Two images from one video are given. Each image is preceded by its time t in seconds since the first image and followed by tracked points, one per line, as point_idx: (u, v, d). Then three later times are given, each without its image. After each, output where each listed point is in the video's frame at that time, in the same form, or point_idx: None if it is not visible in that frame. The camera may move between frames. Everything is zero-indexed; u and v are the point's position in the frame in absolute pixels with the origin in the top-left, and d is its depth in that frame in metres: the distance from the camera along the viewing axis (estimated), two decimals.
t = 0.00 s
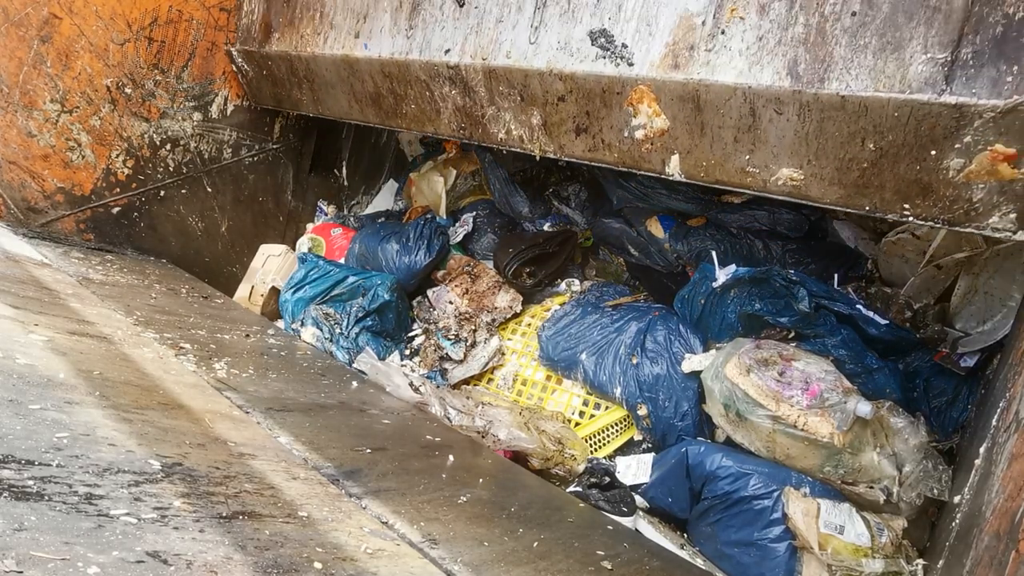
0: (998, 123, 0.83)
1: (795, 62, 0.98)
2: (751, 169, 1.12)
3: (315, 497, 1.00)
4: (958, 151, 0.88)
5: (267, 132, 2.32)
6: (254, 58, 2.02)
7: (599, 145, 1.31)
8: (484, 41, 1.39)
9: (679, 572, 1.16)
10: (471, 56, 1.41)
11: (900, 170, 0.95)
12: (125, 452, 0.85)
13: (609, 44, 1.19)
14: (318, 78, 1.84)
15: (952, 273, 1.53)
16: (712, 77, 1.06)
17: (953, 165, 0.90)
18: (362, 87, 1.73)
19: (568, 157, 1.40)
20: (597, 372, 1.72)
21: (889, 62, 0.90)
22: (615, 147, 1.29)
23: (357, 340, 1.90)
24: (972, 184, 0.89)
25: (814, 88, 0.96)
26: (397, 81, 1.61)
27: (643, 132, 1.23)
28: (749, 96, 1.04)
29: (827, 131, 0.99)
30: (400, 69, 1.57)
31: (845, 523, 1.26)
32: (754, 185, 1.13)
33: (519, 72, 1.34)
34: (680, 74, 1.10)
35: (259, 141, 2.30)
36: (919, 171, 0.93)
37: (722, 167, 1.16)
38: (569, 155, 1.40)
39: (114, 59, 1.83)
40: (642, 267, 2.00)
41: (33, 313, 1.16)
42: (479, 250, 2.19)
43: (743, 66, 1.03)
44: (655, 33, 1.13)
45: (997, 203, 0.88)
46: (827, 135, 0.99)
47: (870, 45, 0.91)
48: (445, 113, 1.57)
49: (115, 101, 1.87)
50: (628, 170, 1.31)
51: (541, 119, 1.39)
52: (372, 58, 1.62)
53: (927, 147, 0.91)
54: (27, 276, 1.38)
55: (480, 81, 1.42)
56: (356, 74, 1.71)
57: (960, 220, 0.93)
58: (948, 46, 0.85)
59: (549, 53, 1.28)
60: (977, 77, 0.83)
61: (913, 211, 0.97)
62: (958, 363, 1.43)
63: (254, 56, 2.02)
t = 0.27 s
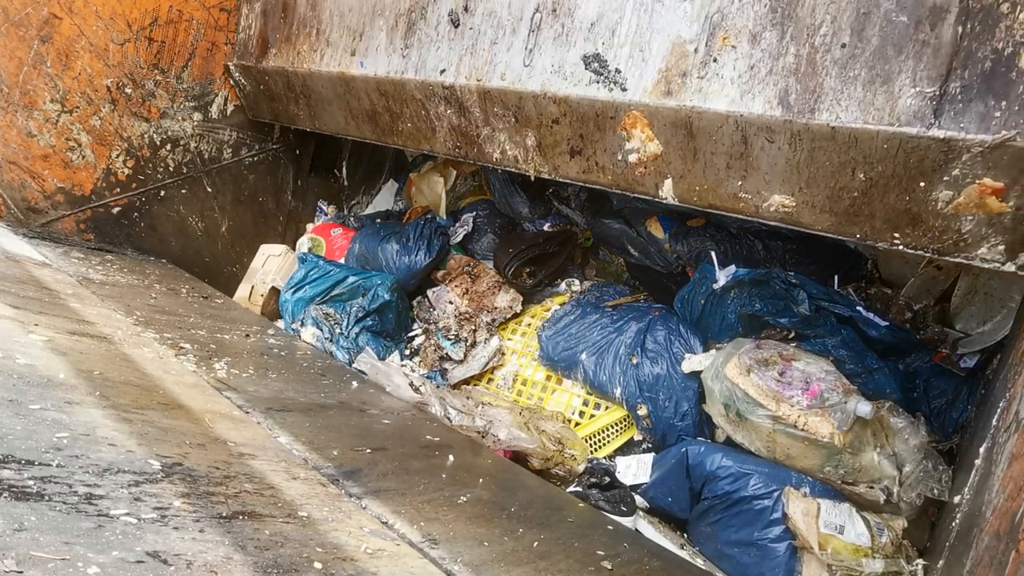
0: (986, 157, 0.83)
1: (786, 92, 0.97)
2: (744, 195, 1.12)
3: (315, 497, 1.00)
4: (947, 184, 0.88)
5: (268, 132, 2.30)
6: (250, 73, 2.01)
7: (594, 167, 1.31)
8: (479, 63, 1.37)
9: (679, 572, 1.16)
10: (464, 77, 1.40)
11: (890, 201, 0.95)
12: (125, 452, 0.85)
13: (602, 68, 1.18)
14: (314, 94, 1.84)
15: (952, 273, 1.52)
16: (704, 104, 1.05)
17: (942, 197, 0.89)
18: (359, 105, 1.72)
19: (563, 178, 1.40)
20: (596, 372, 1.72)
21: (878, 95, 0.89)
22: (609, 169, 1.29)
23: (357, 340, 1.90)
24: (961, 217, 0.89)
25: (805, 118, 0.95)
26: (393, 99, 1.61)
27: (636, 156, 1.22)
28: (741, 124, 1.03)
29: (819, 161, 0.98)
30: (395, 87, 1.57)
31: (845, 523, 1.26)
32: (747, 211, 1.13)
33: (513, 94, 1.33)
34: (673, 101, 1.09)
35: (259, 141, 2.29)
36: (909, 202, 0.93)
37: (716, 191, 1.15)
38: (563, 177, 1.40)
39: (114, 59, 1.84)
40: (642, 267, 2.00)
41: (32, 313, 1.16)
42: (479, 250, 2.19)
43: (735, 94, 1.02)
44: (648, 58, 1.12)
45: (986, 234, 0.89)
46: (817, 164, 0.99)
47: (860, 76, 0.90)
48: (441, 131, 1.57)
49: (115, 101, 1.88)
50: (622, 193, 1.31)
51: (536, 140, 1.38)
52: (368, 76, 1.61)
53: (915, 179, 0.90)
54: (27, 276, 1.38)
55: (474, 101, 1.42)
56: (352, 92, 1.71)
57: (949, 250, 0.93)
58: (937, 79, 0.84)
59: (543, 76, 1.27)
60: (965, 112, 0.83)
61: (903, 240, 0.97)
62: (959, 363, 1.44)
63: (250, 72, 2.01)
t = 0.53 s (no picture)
0: (974, 191, 0.83)
1: (777, 121, 0.97)
2: (735, 220, 1.11)
3: (315, 497, 1.00)
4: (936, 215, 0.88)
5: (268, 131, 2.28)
6: (248, 87, 2.02)
7: (587, 190, 1.31)
8: (474, 84, 1.38)
9: (679, 572, 1.16)
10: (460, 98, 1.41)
11: (880, 231, 0.95)
12: (125, 452, 0.85)
13: (595, 92, 1.19)
14: (310, 110, 1.84)
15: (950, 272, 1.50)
16: (696, 132, 1.06)
17: (931, 229, 0.90)
18: (355, 121, 1.72)
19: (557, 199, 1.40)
20: (596, 372, 1.72)
21: (868, 126, 0.89)
22: (603, 193, 1.28)
23: (356, 340, 1.90)
24: (949, 248, 0.90)
25: (796, 147, 0.96)
26: (388, 118, 1.60)
27: (630, 179, 1.22)
28: (733, 152, 1.03)
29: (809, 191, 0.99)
30: (391, 106, 1.57)
31: (845, 523, 1.26)
32: (739, 236, 1.13)
33: (507, 115, 1.33)
34: (666, 127, 1.10)
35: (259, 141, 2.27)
36: (899, 232, 0.93)
37: (708, 217, 1.15)
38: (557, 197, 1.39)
39: (114, 59, 1.84)
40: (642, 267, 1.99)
41: (32, 313, 1.16)
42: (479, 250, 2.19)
43: (727, 122, 1.02)
44: (641, 83, 1.13)
45: (975, 265, 0.88)
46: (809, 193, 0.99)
47: (849, 108, 0.91)
48: (435, 150, 1.56)
49: (115, 101, 1.88)
50: (616, 215, 1.30)
51: (530, 161, 1.38)
52: (364, 94, 1.61)
53: (905, 210, 0.90)
54: (27, 276, 1.38)
55: (469, 123, 1.42)
56: (347, 108, 1.70)
57: (938, 279, 0.93)
58: (925, 113, 0.85)
59: (537, 99, 1.27)
60: (953, 146, 0.84)
61: (893, 268, 0.97)
62: (959, 363, 1.44)
63: (248, 86, 2.02)
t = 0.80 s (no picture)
0: (962, 225, 0.83)
1: (768, 149, 0.97)
2: (727, 246, 1.12)
3: (315, 497, 1.00)
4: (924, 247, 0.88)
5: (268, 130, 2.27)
6: (244, 101, 2.03)
7: (581, 211, 1.31)
8: (469, 104, 1.39)
9: (679, 572, 1.16)
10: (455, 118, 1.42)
11: (869, 259, 0.95)
12: (125, 452, 0.85)
13: (589, 116, 1.19)
14: (307, 126, 1.85)
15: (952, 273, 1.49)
16: (688, 158, 1.06)
17: (920, 259, 0.89)
18: (351, 137, 1.73)
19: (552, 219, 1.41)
20: (596, 372, 1.72)
21: (858, 157, 0.89)
22: (596, 215, 1.29)
23: (357, 340, 1.90)
24: (938, 278, 0.89)
25: (787, 176, 0.96)
26: (384, 135, 1.62)
27: (623, 203, 1.22)
28: (724, 179, 1.03)
29: (800, 220, 0.99)
30: (386, 124, 1.58)
31: (845, 523, 1.26)
32: (731, 261, 1.13)
33: (502, 137, 1.34)
34: (658, 153, 1.10)
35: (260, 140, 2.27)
36: (888, 261, 0.93)
37: (700, 241, 1.16)
38: (552, 218, 1.40)
39: (114, 59, 1.84)
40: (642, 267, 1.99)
41: (32, 313, 1.16)
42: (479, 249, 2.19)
43: (719, 150, 1.02)
44: (633, 109, 1.13)
45: (964, 296, 0.88)
46: (800, 222, 0.99)
47: (838, 139, 0.91)
48: (431, 168, 1.58)
49: (115, 101, 1.88)
50: (610, 236, 1.31)
51: (524, 182, 1.39)
52: (360, 111, 1.63)
53: (894, 241, 0.90)
54: (27, 276, 1.38)
55: (465, 141, 1.43)
56: (344, 125, 1.72)
57: (927, 308, 0.93)
58: (914, 147, 0.85)
59: (531, 121, 1.29)
60: (942, 179, 0.83)
61: (883, 296, 0.96)
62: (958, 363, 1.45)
63: (245, 100, 2.03)
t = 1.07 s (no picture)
0: (950, 258, 0.85)
1: (759, 178, 0.98)
2: (720, 271, 1.13)
3: (315, 497, 1.00)
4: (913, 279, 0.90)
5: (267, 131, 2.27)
6: (242, 115, 2.03)
7: (575, 233, 1.32)
8: (463, 125, 1.39)
9: (680, 572, 1.15)
10: (450, 138, 1.42)
11: (860, 288, 0.96)
12: (125, 452, 0.85)
13: (582, 141, 1.20)
14: (303, 141, 1.85)
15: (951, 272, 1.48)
16: (681, 185, 1.07)
17: (909, 290, 0.91)
18: (347, 154, 1.73)
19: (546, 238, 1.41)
20: (596, 372, 1.72)
21: (847, 189, 0.90)
22: (591, 237, 1.29)
23: (357, 340, 1.90)
24: (928, 308, 0.91)
25: (777, 207, 0.97)
26: (380, 152, 1.61)
27: (617, 227, 1.23)
28: (716, 207, 1.04)
29: (791, 248, 1.00)
30: (382, 142, 1.58)
31: (844, 523, 1.26)
32: (723, 285, 1.15)
33: (497, 158, 1.34)
34: (651, 179, 1.10)
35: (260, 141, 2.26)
36: (878, 290, 0.95)
37: (693, 266, 1.17)
38: (546, 238, 1.41)
39: (114, 59, 1.84)
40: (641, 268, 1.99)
41: (32, 313, 1.16)
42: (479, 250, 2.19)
43: (711, 177, 1.03)
44: (627, 134, 1.13)
45: (952, 326, 0.90)
46: (791, 251, 1.00)
47: (829, 169, 0.92)
48: (427, 187, 1.58)
49: (115, 101, 1.88)
50: (604, 258, 1.32)
51: (518, 203, 1.39)
52: (356, 129, 1.63)
53: (884, 271, 0.92)
54: (27, 276, 1.38)
55: (459, 162, 1.43)
56: (340, 142, 1.72)
57: (918, 337, 0.95)
58: (902, 179, 0.86)
59: (525, 143, 1.29)
60: (930, 213, 0.84)
61: (873, 324, 0.98)
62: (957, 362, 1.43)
63: (243, 114, 2.03)
